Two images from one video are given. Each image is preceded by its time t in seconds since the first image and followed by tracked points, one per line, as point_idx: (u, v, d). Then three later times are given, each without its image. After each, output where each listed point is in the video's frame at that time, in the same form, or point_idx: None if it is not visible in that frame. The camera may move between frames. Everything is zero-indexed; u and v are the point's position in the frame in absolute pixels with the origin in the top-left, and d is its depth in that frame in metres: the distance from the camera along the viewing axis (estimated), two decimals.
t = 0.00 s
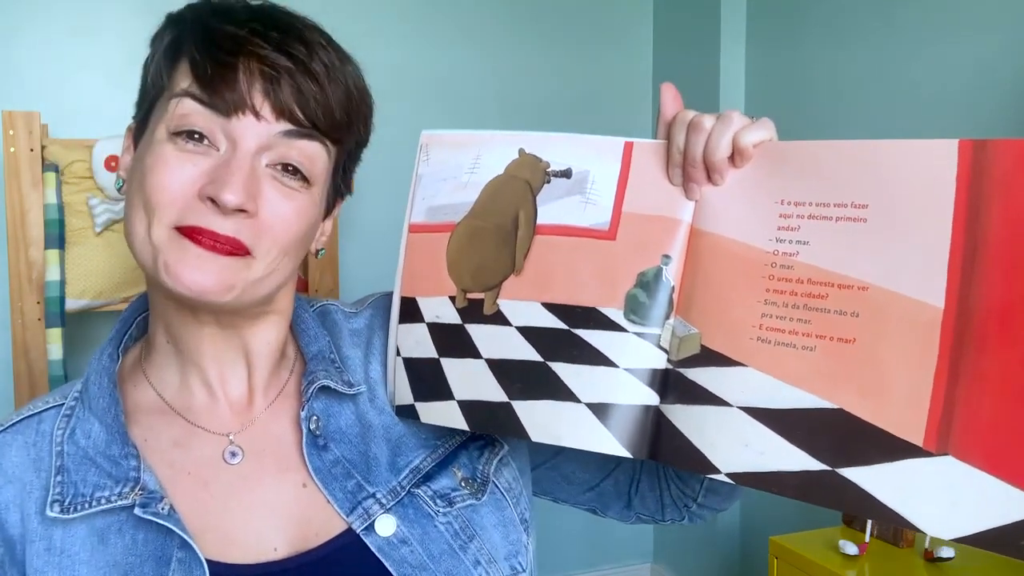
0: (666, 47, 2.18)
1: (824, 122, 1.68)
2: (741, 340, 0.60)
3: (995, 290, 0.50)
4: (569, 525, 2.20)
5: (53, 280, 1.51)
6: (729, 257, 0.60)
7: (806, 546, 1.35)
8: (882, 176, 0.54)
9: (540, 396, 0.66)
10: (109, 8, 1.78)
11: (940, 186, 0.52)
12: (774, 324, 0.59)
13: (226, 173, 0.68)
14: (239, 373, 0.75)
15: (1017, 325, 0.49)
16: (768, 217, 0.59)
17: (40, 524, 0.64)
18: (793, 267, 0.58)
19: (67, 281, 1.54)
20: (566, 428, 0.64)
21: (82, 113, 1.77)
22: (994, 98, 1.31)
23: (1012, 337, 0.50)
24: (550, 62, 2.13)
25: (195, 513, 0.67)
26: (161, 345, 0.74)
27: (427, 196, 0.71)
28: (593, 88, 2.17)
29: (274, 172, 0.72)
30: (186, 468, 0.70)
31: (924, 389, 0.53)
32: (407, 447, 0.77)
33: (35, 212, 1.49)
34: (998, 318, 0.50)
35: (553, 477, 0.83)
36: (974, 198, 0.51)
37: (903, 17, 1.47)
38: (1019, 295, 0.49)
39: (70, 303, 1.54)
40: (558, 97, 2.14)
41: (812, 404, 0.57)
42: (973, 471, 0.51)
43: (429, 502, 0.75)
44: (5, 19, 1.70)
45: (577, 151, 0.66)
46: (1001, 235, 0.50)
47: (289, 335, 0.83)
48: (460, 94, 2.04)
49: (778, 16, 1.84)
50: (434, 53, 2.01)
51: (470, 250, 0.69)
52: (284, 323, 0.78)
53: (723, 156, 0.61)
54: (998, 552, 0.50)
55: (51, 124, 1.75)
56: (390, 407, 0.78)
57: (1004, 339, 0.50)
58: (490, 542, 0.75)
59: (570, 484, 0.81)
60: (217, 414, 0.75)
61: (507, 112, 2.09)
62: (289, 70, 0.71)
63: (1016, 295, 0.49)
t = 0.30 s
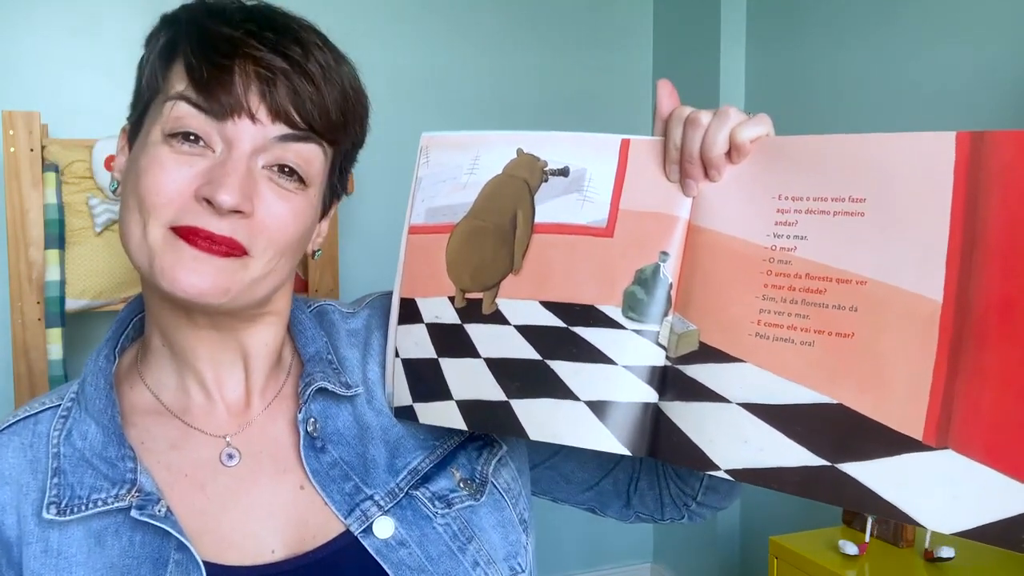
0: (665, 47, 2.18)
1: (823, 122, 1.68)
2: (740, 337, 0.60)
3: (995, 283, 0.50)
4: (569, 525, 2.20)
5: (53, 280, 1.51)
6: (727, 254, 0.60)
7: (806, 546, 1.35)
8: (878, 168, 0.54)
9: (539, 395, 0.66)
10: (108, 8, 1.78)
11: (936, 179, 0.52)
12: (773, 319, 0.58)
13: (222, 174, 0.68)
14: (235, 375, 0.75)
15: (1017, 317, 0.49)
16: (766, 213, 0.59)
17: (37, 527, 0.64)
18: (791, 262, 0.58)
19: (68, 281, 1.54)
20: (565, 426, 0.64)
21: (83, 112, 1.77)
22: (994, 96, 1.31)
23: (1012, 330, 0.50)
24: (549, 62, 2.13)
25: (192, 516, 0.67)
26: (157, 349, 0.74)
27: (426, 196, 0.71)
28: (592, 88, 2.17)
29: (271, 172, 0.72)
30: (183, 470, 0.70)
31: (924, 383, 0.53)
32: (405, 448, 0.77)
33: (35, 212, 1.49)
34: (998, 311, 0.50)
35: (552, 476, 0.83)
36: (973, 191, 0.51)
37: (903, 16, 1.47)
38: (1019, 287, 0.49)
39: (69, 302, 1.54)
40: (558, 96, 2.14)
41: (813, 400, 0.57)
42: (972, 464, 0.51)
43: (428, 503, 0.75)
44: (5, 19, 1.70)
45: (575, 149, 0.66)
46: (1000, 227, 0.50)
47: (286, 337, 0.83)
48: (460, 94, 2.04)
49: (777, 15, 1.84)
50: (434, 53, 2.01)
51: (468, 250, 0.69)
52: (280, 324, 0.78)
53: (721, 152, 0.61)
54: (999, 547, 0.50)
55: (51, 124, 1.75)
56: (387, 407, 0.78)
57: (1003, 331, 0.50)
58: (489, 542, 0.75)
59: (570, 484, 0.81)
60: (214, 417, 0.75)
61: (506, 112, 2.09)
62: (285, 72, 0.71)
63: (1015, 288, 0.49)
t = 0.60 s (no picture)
0: (665, 46, 2.18)
1: (824, 121, 1.68)
2: (742, 338, 0.59)
3: (997, 284, 0.50)
4: (568, 524, 2.20)
5: (53, 280, 1.50)
6: (729, 254, 0.60)
7: (806, 546, 1.35)
8: (882, 169, 0.54)
9: (540, 395, 0.66)
10: (108, 8, 1.77)
11: (940, 179, 0.52)
12: (776, 320, 0.58)
13: (226, 175, 0.68)
14: (236, 377, 0.75)
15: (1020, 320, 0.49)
16: (769, 213, 0.59)
17: (35, 527, 0.64)
18: (794, 264, 0.58)
19: (68, 281, 1.54)
20: (567, 426, 0.64)
21: (83, 113, 1.77)
22: (994, 96, 1.31)
23: (1015, 332, 0.49)
24: (549, 61, 2.13)
25: (191, 516, 0.67)
26: (156, 349, 0.74)
27: (424, 195, 0.71)
28: (592, 88, 2.17)
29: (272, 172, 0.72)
30: (183, 470, 0.70)
31: (926, 385, 0.53)
32: (406, 447, 0.77)
33: (35, 212, 1.49)
34: (1001, 314, 0.50)
35: (552, 475, 0.82)
36: (977, 193, 0.50)
37: (903, 15, 1.47)
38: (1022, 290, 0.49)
39: (69, 302, 1.54)
40: (558, 96, 2.14)
41: (815, 401, 0.57)
42: (975, 465, 0.51)
43: (429, 502, 0.75)
44: (5, 19, 1.70)
45: (576, 148, 0.66)
46: (1004, 230, 0.50)
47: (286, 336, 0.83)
48: (460, 94, 2.04)
49: (777, 15, 1.84)
50: (434, 53, 2.01)
51: (469, 249, 0.69)
52: (281, 325, 0.77)
53: (723, 152, 0.60)
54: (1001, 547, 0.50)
55: (51, 124, 1.75)
56: (388, 407, 0.78)
57: (1005, 332, 0.50)
58: (490, 541, 0.75)
59: (571, 482, 0.81)
60: (215, 417, 0.74)
61: (506, 112, 2.09)
62: (287, 72, 0.71)
63: (1017, 289, 0.49)
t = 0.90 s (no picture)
0: (665, 46, 2.18)
1: (824, 120, 1.68)
2: (741, 334, 0.59)
3: (997, 279, 0.50)
4: (569, 524, 2.20)
5: (53, 281, 1.49)
6: (728, 250, 0.60)
7: (806, 547, 1.35)
8: (881, 164, 0.54)
9: (541, 394, 0.66)
10: (108, 9, 1.77)
11: (941, 175, 0.52)
12: (775, 317, 0.58)
13: (225, 174, 0.68)
14: (235, 376, 0.75)
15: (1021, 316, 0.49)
16: (767, 209, 0.59)
17: (34, 528, 0.64)
18: (793, 259, 0.57)
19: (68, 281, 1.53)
20: (567, 426, 0.64)
21: (82, 113, 1.77)
22: (994, 94, 1.31)
23: (1017, 328, 0.49)
24: (549, 60, 2.12)
25: (191, 516, 0.67)
26: (156, 350, 0.75)
27: (418, 192, 0.70)
28: (591, 88, 2.17)
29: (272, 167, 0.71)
30: (182, 470, 0.70)
31: (927, 381, 0.53)
32: (406, 446, 0.76)
33: (35, 212, 1.49)
34: (1003, 309, 0.50)
35: (553, 474, 0.82)
36: (977, 188, 0.50)
37: (903, 14, 1.47)
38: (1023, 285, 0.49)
39: (70, 303, 1.54)
40: (557, 95, 2.14)
41: (815, 397, 0.56)
42: (978, 461, 0.51)
43: (430, 501, 0.75)
44: (4, 19, 1.70)
45: (574, 146, 0.66)
46: (1004, 225, 0.49)
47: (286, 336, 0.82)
48: (459, 93, 2.04)
49: (777, 15, 1.84)
50: (433, 52, 2.01)
51: (465, 247, 0.69)
52: (281, 324, 0.77)
53: (721, 148, 0.60)
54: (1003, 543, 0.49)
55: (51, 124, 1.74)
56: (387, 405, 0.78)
57: (1006, 327, 0.50)
58: (491, 540, 0.74)
59: (571, 481, 0.80)
60: (214, 417, 0.74)
61: (506, 111, 2.09)
62: (283, 69, 0.71)
63: (1018, 284, 0.49)
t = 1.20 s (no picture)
0: (665, 45, 2.17)
1: (824, 120, 1.67)
2: (740, 334, 0.59)
3: (997, 279, 0.50)
4: (569, 524, 2.20)
5: (53, 280, 1.50)
6: (728, 251, 0.60)
7: (806, 547, 1.35)
8: (879, 163, 0.54)
9: (541, 395, 0.66)
10: (108, 9, 1.77)
11: (941, 174, 0.52)
12: (774, 317, 0.58)
13: (249, 183, 0.68)
14: (239, 378, 0.75)
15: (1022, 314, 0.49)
16: (766, 208, 0.59)
17: (34, 531, 0.64)
18: (792, 259, 0.57)
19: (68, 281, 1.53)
20: (568, 427, 0.64)
21: (82, 113, 1.76)
22: (994, 93, 1.31)
23: (1017, 327, 0.49)
24: (549, 60, 2.12)
25: (192, 519, 0.67)
26: (158, 350, 0.75)
27: (416, 193, 0.70)
28: (591, 88, 2.17)
29: (289, 170, 0.72)
30: (182, 473, 0.70)
31: (928, 381, 0.53)
32: (406, 447, 0.76)
33: (35, 212, 1.48)
34: (1003, 308, 0.50)
35: (553, 474, 0.82)
36: (975, 187, 0.50)
37: (903, 13, 1.47)
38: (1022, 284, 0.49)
39: (69, 302, 1.54)
40: (557, 95, 2.14)
41: (815, 398, 0.56)
42: (979, 460, 0.51)
43: (430, 502, 0.74)
44: (4, 20, 1.70)
45: (573, 146, 0.66)
46: (1003, 224, 0.49)
47: (286, 338, 0.82)
48: (459, 92, 2.04)
49: (777, 15, 1.84)
50: (433, 52, 2.01)
51: (463, 248, 0.69)
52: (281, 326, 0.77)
53: (720, 147, 0.60)
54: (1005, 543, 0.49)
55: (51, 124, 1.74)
56: (387, 405, 0.78)
57: (1007, 326, 0.50)
58: (492, 541, 0.74)
59: (572, 481, 0.80)
60: (217, 420, 0.74)
61: (506, 111, 2.09)
62: (297, 72, 0.70)
63: (1017, 283, 0.49)
